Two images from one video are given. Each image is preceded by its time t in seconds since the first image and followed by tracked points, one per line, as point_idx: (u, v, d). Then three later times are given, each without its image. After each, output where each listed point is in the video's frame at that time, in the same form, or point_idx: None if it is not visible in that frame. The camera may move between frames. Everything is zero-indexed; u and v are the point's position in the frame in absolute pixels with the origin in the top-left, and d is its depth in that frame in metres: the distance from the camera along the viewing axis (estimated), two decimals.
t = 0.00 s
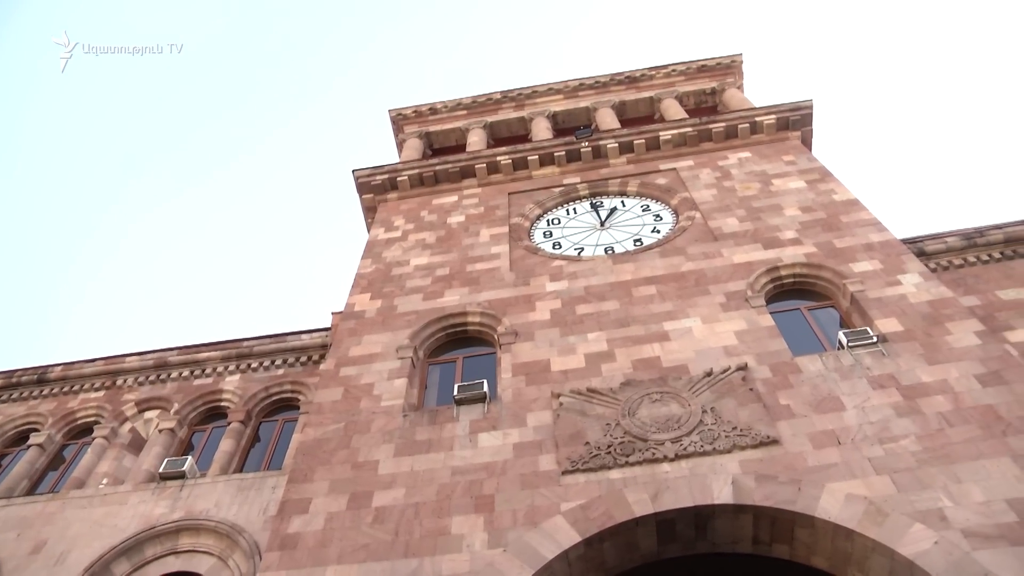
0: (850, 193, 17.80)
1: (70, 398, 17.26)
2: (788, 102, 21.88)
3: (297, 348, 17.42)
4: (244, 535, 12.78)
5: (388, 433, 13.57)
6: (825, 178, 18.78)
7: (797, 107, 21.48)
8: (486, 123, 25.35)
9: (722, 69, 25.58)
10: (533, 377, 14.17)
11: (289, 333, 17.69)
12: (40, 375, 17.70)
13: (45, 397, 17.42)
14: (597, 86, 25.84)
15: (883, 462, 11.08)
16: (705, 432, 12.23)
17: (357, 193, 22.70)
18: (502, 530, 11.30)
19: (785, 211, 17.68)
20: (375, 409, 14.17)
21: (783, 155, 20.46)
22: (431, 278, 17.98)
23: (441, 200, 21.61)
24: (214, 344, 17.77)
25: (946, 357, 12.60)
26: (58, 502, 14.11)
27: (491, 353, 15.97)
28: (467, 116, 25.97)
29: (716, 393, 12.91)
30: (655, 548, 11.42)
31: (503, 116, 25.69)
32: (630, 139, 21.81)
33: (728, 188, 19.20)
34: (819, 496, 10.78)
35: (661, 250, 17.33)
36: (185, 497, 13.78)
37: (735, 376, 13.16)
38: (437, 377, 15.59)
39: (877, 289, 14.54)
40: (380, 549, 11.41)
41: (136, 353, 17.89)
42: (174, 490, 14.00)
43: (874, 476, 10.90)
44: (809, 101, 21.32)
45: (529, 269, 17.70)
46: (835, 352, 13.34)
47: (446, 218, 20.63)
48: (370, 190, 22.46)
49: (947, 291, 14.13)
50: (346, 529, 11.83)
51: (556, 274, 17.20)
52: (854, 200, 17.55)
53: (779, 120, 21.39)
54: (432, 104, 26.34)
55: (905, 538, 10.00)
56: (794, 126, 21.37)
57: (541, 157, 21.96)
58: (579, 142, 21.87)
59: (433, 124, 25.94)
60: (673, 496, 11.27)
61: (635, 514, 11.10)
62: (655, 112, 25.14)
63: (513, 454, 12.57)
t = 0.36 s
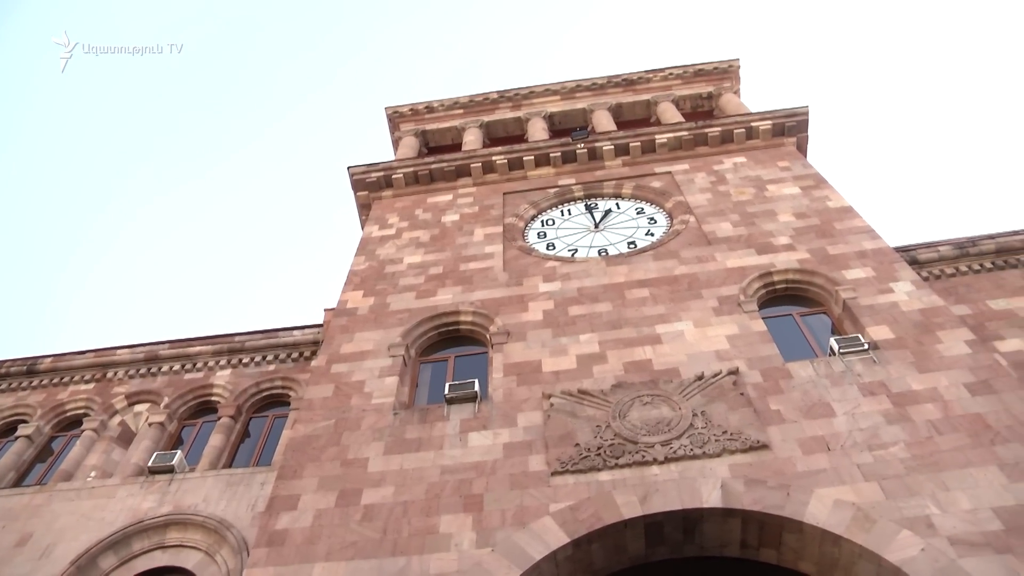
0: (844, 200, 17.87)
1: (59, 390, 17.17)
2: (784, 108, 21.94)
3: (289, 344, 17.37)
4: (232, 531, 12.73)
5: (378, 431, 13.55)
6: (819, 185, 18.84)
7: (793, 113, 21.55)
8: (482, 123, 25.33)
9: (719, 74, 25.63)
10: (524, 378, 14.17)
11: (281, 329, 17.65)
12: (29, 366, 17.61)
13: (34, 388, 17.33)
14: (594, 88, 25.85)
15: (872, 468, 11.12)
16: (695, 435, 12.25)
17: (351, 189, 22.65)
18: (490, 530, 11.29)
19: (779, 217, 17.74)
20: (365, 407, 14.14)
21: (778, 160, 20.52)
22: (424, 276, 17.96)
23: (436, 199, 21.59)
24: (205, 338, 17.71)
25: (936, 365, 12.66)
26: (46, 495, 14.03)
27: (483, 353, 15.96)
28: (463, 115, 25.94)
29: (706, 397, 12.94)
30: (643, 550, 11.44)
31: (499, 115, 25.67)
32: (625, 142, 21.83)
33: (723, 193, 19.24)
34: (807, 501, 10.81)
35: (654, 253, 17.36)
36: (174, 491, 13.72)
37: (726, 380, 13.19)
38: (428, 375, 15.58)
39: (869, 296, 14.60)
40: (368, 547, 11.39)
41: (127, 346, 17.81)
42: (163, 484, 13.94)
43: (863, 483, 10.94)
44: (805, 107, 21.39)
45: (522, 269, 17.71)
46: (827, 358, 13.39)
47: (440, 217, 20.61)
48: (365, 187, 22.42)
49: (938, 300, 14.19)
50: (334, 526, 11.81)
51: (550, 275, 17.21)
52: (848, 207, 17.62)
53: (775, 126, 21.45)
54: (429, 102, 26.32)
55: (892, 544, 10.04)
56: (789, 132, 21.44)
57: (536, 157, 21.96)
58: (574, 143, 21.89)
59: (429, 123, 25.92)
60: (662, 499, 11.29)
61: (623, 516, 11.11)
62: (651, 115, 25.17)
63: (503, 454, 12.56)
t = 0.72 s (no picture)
0: (837, 207, 17.94)
1: (47, 381, 17.07)
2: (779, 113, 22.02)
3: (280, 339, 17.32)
4: (218, 526, 12.67)
5: (367, 428, 13.52)
6: (812, 191, 18.91)
7: (787, 119, 21.64)
8: (477, 122, 25.32)
9: (714, 78, 25.70)
10: (514, 378, 14.17)
11: (272, 325, 17.59)
12: (18, 357, 17.51)
13: (22, 379, 17.22)
14: (589, 90, 25.88)
15: (859, 474, 11.17)
16: (684, 438, 12.28)
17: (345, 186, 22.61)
18: (477, 529, 11.29)
19: (772, 222, 17.80)
20: (354, 404, 14.11)
21: (771, 166, 20.59)
22: (415, 275, 17.94)
23: (429, 197, 21.57)
24: (196, 332, 17.64)
25: (925, 373, 12.73)
26: (32, 486, 13.93)
27: (473, 352, 15.95)
28: (458, 114, 25.93)
29: (696, 400, 12.97)
30: (629, 552, 11.46)
31: (494, 115, 25.67)
32: (620, 144, 21.86)
33: (716, 197, 19.29)
34: (794, 506, 10.85)
35: (647, 255, 17.39)
36: (161, 486, 13.65)
37: (716, 384, 13.22)
38: (418, 374, 15.55)
39: (860, 303, 14.67)
40: (354, 544, 11.37)
41: (117, 338, 17.73)
42: (150, 477, 13.87)
43: (850, 489, 10.99)
44: (800, 113, 21.48)
45: (514, 269, 17.70)
46: (816, 364, 13.44)
47: (433, 215, 20.59)
48: (358, 184, 22.37)
49: (928, 308, 14.28)
50: (321, 523, 11.77)
51: (541, 275, 17.21)
52: (841, 214, 17.70)
53: (769, 131, 21.53)
54: (424, 101, 26.30)
55: (878, 550, 10.09)
56: (783, 138, 21.53)
57: (530, 158, 21.97)
58: (569, 145, 21.90)
59: (424, 121, 25.89)
60: (650, 501, 11.31)
61: (611, 518, 11.13)
62: (646, 118, 25.22)
63: (492, 454, 12.56)
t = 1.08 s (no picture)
0: (828, 215, 18.04)
1: (33, 371, 16.95)
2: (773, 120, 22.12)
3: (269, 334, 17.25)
4: (203, 520, 12.61)
5: (354, 425, 13.48)
6: (804, 199, 19.00)
7: (781, 126, 21.73)
8: (472, 121, 25.31)
9: (709, 84, 25.78)
10: (502, 378, 14.17)
11: (261, 319, 17.53)
12: (4, 345, 17.38)
13: (8, 368, 17.09)
14: (584, 92, 25.91)
15: (845, 482, 11.23)
16: (671, 442, 12.31)
17: (337, 181, 22.55)
18: (462, 529, 11.28)
19: (763, 228, 17.88)
20: (342, 400, 14.07)
21: (764, 172, 20.68)
22: (406, 272, 17.91)
23: (422, 195, 21.54)
24: (185, 325, 17.55)
25: (913, 382, 12.81)
26: (15, 476, 13.82)
27: (462, 351, 15.94)
28: (452, 112, 25.92)
29: (683, 404, 13.01)
30: (614, 555, 11.48)
31: (489, 115, 25.67)
32: (613, 147, 21.90)
33: (708, 202, 19.35)
34: (779, 512, 10.90)
35: (638, 258, 17.43)
36: (146, 478, 13.57)
37: (704, 389, 13.26)
38: (406, 371, 15.53)
39: (849, 311, 14.75)
40: (339, 541, 11.34)
41: (105, 329, 17.61)
42: (135, 470, 13.79)
43: (835, 496, 11.04)
44: (793, 121, 21.58)
45: (505, 269, 17.70)
46: (804, 371, 13.50)
47: (425, 213, 20.56)
48: (351, 180, 22.33)
49: (916, 317, 14.37)
50: (306, 519, 11.74)
51: (532, 276, 17.22)
52: (832, 222, 17.79)
53: (763, 138, 21.62)
54: (419, 98, 26.28)
55: (862, 557, 10.15)
56: (777, 144, 21.62)
57: (524, 158, 21.98)
58: (562, 146, 21.92)
59: (418, 119, 25.87)
60: (635, 504, 11.34)
61: (596, 520, 11.14)
62: (640, 121, 25.27)
63: (478, 453, 12.55)
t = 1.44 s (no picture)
0: (819, 224, 18.13)
1: (18, 357, 16.82)
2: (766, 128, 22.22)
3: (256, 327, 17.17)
4: (185, 512, 12.53)
5: (339, 421, 13.44)
6: (795, 207, 19.09)
7: (774, 134, 21.83)
8: (465, 120, 25.29)
9: (704, 89, 25.86)
10: (489, 377, 14.16)
11: (249, 312, 17.45)
12: None
13: None
14: (579, 94, 25.94)
15: (828, 490, 11.30)
16: (655, 446, 12.35)
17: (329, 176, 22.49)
18: (444, 527, 11.26)
19: (753, 235, 17.95)
20: (328, 395, 14.03)
21: (756, 180, 20.76)
22: (396, 269, 17.87)
23: (414, 192, 21.51)
24: (172, 316, 17.45)
25: (898, 393, 12.90)
26: None
27: (450, 350, 15.92)
28: (446, 110, 25.89)
29: (669, 409, 13.05)
30: (596, 557, 11.49)
31: (483, 114, 25.66)
32: (606, 150, 21.94)
33: (699, 208, 19.41)
34: (762, 518, 10.95)
35: (628, 262, 17.46)
36: (128, 469, 13.48)
37: (690, 393, 13.30)
38: (393, 368, 15.50)
39: (836, 320, 14.84)
40: (321, 536, 11.30)
41: (91, 317, 17.49)
42: (118, 460, 13.70)
43: (818, 503, 11.11)
44: (786, 129, 21.68)
45: (495, 269, 17.70)
46: (790, 378, 13.57)
47: (416, 211, 20.52)
48: (343, 176, 22.28)
49: (903, 328, 14.47)
50: (288, 514, 11.69)
51: (522, 276, 17.22)
52: (822, 231, 17.89)
53: (755, 145, 21.71)
54: (414, 96, 26.25)
55: (842, 565, 10.21)
56: (769, 152, 21.72)
57: (516, 158, 21.99)
58: (555, 147, 21.94)
59: (412, 117, 25.84)
60: (618, 507, 11.36)
61: (579, 521, 11.16)
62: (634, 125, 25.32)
63: (463, 452, 12.54)
